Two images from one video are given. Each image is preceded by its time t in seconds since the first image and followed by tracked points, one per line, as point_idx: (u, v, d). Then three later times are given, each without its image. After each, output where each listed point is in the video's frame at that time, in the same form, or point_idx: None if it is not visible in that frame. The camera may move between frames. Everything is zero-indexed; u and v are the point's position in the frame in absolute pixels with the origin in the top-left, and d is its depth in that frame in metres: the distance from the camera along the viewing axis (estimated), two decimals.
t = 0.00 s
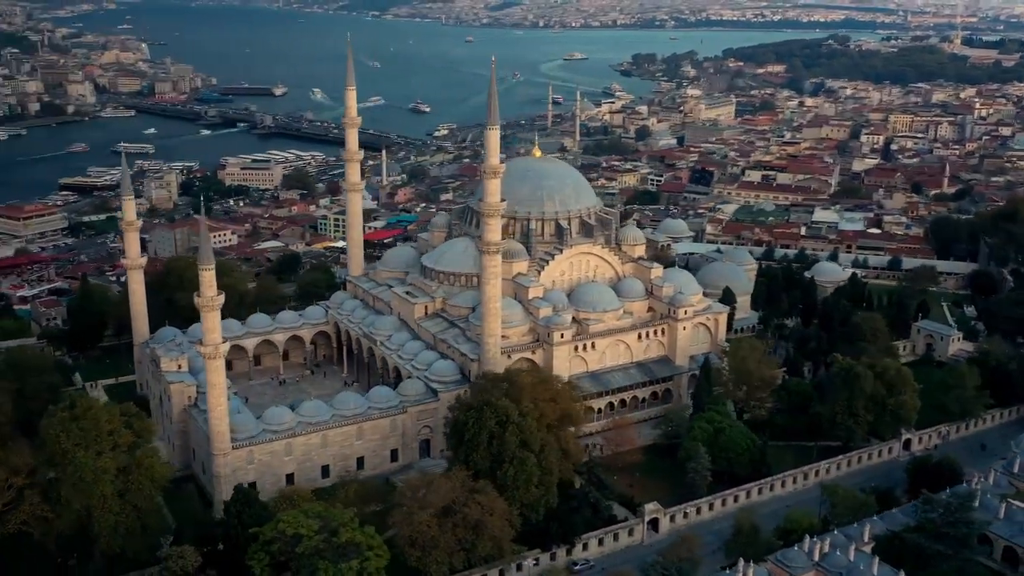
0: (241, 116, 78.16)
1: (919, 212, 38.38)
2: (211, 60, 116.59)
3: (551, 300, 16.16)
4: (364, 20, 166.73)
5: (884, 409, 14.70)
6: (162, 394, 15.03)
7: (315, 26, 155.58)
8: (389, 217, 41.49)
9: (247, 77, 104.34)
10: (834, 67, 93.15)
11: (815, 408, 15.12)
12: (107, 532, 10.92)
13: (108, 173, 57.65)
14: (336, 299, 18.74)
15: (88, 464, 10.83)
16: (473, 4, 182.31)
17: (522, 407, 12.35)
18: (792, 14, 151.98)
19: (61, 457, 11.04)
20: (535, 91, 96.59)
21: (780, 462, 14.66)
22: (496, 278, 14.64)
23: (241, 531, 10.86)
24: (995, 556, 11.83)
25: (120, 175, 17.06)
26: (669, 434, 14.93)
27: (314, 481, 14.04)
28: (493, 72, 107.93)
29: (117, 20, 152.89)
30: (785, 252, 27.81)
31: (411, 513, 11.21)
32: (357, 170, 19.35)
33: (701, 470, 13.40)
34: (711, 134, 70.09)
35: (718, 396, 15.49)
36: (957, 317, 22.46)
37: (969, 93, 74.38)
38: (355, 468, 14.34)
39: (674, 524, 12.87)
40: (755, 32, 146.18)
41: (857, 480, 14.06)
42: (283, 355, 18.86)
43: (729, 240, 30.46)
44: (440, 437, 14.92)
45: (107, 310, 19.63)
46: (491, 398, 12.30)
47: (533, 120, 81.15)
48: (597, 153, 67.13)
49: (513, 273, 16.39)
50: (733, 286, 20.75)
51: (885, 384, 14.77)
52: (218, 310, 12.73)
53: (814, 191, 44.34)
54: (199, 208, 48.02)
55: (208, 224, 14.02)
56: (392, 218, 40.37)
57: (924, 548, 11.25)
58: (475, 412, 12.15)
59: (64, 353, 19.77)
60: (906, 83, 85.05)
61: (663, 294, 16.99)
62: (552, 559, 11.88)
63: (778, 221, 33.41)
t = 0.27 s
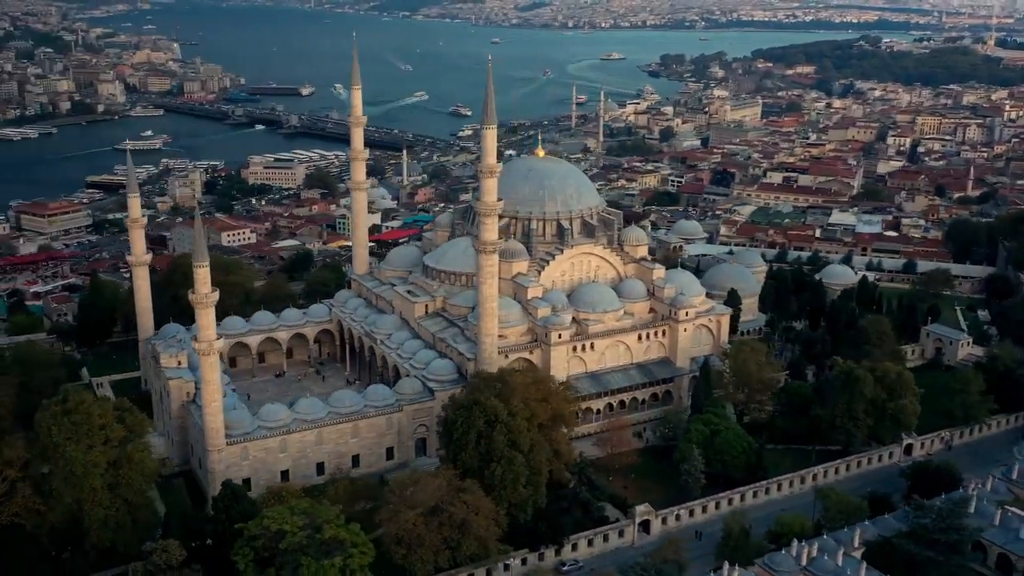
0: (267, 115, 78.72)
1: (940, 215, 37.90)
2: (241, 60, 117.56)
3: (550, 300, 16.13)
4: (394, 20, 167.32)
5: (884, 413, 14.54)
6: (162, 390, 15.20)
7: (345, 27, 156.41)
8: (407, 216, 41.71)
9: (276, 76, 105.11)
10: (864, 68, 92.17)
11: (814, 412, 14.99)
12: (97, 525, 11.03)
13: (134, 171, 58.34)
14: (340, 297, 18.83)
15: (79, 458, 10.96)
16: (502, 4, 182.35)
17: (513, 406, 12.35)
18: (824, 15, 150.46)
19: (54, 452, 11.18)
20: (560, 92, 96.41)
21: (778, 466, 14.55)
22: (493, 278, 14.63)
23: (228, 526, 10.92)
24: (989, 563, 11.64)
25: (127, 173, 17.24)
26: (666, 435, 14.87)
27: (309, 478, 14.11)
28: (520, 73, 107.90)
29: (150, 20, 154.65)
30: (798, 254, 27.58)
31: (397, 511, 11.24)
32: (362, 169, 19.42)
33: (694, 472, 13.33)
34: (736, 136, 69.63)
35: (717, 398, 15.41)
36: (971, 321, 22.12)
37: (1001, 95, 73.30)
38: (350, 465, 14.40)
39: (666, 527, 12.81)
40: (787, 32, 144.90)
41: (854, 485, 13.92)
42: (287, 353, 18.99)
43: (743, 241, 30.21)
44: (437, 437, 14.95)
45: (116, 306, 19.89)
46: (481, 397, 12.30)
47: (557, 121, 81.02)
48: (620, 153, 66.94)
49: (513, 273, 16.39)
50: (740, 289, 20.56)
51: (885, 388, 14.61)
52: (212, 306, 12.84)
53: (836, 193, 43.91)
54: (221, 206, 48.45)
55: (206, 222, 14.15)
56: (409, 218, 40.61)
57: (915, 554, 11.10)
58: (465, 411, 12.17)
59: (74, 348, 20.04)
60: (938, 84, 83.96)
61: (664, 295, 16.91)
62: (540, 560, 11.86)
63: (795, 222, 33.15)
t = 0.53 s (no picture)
0: (287, 114, 79.10)
1: (956, 217, 37.50)
2: (264, 59, 118.28)
3: (550, 299, 16.11)
4: (417, 20, 167.73)
5: (884, 417, 14.44)
6: (162, 386, 15.31)
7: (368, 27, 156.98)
8: (420, 215, 41.83)
9: (297, 76, 105.68)
10: (887, 69, 91.37)
11: (814, 414, 14.89)
12: (90, 519, 11.13)
13: (154, 170, 58.84)
14: (343, 296, 18.91)
15: (72, 453, 11.07)
16: (526, 4, 182.32)
17: (505, 406, 12.35)
18: (850, 15, 149.24)
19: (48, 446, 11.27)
20: (580, 92, 96.22)
21: (775, 467, 14.47)
22: (491, 277, 14.63)
23: (219, 521, 10.99)
24: (984, 568, 11.50)
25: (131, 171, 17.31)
26: (663, 436, 14.83)
27: (306, 475, 14.18)
28: (541, 73, 107.81)
29: (175, 20, 155.92)
30: (808, 255, 27.40)
31: (387, 509, 11.28)
32: (367, 168, 19.47)
33: (689, 474, 13.32)
34: (755, 137, 69.23)
35: (715, 400, 15.35)
36: (980, 324, 21.87)
37: None
38: (347, 463, 14.45)
39: (660, 528, 12.76)
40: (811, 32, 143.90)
41: (852, 489, 13.81)
42: (291, 350, 19.08)
43: (754, 243, 30.00)
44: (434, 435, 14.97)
45: (122, 303, 20.03)
46: (473, 397, 12.32)
47: (576, 121, 80.89)
48: (637, 154, 66.77)
49: (513, 272, 16.37)
50: (745, 290, 20.40)
51: (885, 391, 14.48)
52: (208, 304, 12.94)
53: (852, 194, 43.57)
54: (238, 205, 48.77)
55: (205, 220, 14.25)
56: (420, 218, 40.82)
57: (907, 559, 11.00)
58: (456, 411, 12.19)
59: (81, 344, 20.24)
60: (962, 86, 83.12)
61: (666, 296, 16.85)
62: (532, 559, 11.84)
63: (807, 224, 32.94)
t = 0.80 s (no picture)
0: (309, 114, 79.44)
1: (974, 219, 37.09)
2: (287, 58, 118.94)
3: (550, 300, 16.09)
4: (441, 19, 167.97)
5: (884, 420, 14.32)
6: (164, 383, 15.45)
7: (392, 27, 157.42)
8: (435, 215, 41.90)
9: (320, 75, 106.20)
10: (912, 70, 90.51)
11: (813, 416, 14.78)
12: (84, 514, 11.22)
13: (175, 168, 59.29)
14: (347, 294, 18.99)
15: (66, 448, 11.18)
16: (550, 4, 182.13)
17: (497, 405, 12.34)
18: (876, 15, 147.93)
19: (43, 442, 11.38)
20: (600, 92, 96.00)
21: (774, 469, 14.38)
22: (489, 277, 14.62)
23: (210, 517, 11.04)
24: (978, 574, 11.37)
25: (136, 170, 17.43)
26: (661, 437, 14.79)
27: (303, 473, 14.25)
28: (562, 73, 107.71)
29: (202, 19, 157.11)
30: (819, 257, 27.19)
31: (378, 507, 11.30)
32: (372, 167, 19.52)
33: (684, 476, 13.26)
34: (775, 137, 68.78)
35: (715, 401, 15.28)
36: (991, 326, 21.61)
37: None
38: (344, 461, 14.51)
39: (654, 529, 12.72)
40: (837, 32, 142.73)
41: (850, 493, 13.72)
42: (295, 348, 19.18)
43: (766, 244, 29.77)
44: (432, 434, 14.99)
45: (130, 300, 20.20)
46: (465, 396, 12.33)
47: (596, 121, 80.73)
48: (656, 154, 66.54)
49: (513, 272, 16.36)
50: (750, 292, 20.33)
51: (885, 394, 14.36)
52: (205, 302, 13.03)
53: (869, 195, 43.20)
54: (256, 204, 49.03)
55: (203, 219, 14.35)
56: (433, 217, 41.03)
57: (899, 563, 10.89)
58: (448, 410, 12.21)
59: (89, 340, 20.44)
60: (987, 87, 82.16)
61: (667, 297, 16.79)
62: (524, 559, 11.82)
63: (821, 225, 32.70)
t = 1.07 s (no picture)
0: (337, 113, 79.86)
1: (998, 222, 36.52)
2: (318, 58, 119.71)
3: (550, 300, 16.08)
4: (472, 19, 168.19)
5: (883, 424, 14.16)
6: (166, 379, 15.63)
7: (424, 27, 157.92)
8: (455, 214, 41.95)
9: (350, 74, 106.77)
10: (946, 70, 89.30)
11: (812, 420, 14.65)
12: (76, 507, 11.36)
13: (202, 166, 59.85)
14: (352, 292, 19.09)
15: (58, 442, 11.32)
16: (582, 4, 181.70)
17: (487, 405, 12.39)
18: (912, 15, 146.14)
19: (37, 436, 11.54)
20: (627, 92, 95.68)
21: (771, 472, 14.27)
22: (486, 276, 14.64)
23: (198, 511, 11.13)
24: None
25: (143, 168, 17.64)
26: (658, 439, 14.73)
27: (300, 470, 14.34)
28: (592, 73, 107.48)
29: (236, 19, 158.59)
30: (834, 259, 26.91)
31: (366, 505, 11.34)
32: (378, 166, 19.61)
33: (678, 477, 13.20)
34: (802, 138, 68.16)
35: (714, 402, 15.20)
36: (1005, 330, 21.28)
37: None
38: (342, 458, 14.59)
39: (645, 531, 12.66)
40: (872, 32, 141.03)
41: (847, 497, 13.58)
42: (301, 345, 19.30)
43: (781, 245, 29.52)
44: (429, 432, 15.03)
45: (140, 295, 20.44)
46: (454, 395, 12.39)
47: (622, 121, 80.47)
48: (681, 155, 66.20)
49: (514, 271, 16.37)
50: (757, 293, 20.10)
51: (885, 398, 14.19)
52: (201, 299, 13.18)
53: (892, 197, 42.70)
54: (280, 202, 49.36)
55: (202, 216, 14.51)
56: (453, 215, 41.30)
57: (887, 568, 10.76)
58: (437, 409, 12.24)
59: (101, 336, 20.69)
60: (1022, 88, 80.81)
61: (668, 298, 16.72)
62: (513, 559, 11.80)
63: (839, 227, 32.36)
